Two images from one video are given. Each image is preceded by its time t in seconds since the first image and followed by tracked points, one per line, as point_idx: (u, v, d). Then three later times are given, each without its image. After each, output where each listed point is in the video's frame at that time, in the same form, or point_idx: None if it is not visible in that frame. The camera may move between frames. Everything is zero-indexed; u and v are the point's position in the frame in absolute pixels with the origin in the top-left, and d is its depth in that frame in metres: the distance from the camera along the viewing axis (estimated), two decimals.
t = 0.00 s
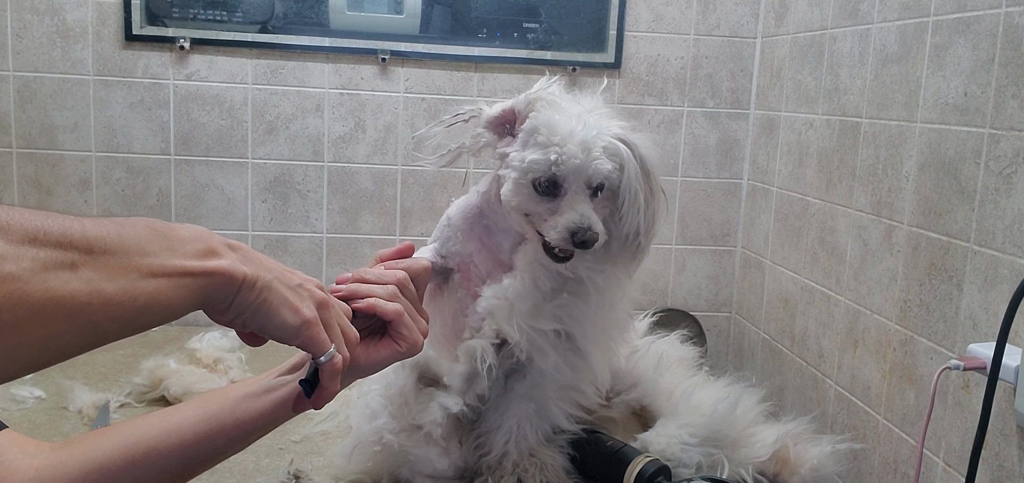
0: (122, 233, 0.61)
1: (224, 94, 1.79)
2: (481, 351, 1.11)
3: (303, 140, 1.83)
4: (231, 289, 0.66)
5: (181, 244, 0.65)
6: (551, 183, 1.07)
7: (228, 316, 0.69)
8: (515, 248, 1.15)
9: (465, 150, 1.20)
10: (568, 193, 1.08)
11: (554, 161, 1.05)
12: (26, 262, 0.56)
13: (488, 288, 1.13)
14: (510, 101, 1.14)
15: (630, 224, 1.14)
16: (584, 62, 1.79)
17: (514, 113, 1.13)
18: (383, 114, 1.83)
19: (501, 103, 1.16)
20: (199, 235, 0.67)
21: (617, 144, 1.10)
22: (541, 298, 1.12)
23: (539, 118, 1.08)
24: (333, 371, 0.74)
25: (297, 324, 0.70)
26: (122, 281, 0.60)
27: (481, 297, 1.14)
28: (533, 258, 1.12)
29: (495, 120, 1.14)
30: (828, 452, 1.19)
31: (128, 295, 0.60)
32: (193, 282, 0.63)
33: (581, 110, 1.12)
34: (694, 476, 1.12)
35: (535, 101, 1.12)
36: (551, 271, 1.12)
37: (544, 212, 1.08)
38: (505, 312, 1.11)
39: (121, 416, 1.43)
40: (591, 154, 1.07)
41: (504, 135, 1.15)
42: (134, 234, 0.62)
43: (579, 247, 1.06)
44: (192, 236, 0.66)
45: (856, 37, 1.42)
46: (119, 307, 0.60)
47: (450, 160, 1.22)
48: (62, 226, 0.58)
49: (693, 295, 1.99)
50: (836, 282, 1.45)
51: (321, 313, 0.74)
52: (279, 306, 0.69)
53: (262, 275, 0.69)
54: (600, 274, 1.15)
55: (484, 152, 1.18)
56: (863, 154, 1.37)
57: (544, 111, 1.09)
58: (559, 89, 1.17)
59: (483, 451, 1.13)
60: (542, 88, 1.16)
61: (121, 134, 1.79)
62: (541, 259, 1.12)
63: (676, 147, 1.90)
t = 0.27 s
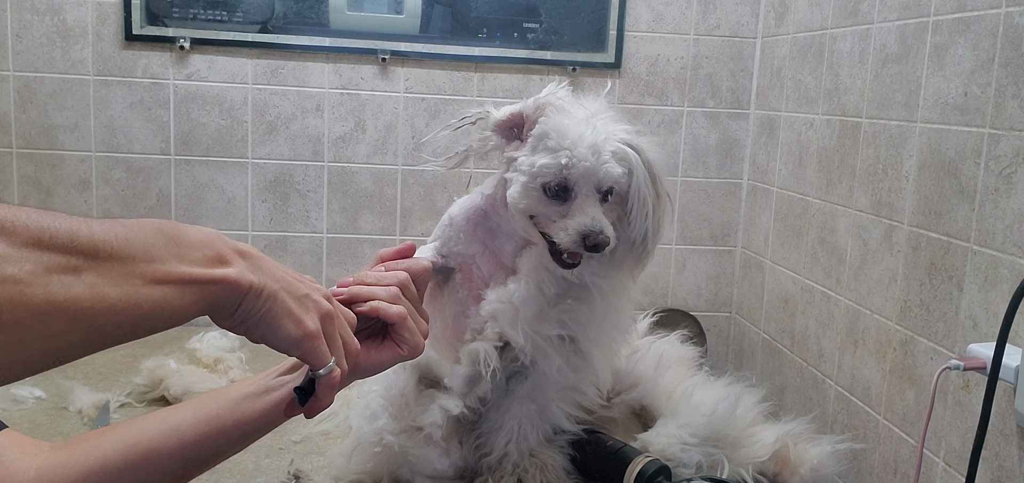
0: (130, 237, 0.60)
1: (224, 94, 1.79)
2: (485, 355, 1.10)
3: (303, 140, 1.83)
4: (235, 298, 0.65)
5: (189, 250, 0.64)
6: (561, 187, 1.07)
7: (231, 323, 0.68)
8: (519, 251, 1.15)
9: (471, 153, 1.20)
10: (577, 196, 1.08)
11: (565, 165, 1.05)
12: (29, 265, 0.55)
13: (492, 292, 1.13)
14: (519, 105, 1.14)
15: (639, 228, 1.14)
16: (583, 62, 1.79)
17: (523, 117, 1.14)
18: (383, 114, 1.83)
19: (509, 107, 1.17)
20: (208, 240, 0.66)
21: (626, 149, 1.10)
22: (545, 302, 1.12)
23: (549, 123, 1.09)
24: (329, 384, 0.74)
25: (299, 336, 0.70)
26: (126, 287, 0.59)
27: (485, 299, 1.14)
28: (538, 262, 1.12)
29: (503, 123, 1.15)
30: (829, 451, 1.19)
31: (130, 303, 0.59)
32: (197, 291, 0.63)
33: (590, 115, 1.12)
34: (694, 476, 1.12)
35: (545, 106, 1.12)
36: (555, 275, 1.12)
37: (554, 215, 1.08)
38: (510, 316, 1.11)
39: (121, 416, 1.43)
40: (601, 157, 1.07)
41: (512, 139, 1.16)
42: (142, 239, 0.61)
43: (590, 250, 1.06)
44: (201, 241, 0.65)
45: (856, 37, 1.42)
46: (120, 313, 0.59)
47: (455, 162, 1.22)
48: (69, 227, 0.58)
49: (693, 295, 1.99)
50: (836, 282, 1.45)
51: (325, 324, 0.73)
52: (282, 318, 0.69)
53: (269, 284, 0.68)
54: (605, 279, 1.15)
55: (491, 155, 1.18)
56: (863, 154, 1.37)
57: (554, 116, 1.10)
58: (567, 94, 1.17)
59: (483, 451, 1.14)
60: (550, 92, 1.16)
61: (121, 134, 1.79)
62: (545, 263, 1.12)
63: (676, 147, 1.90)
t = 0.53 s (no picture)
0: (123, 249, 0.60)
1: (224, 94, 1.79)
2: (486, 354, 1.10)
3: (303, 140, 1.83)
4: (229, 309, 0.65)
5: (182, 262, 0.63)
6: (562, 191, 1.07)
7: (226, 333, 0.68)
8: (520, 252, 1.15)
9: (473, 154, 1.20)
10: (578, 200, 1.08)
11: (566, 169, 1.05)
12: (23, 276, 0.55)
13: (494, 292, 1.13)
14: (520, 107, 1.14)
15: (639, 231, 1.15)
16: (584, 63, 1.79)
17: (525, 119, 1.13)
18: (383, 114, 1.83)
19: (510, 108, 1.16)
20: (201, 251, 0.65)
21: (626, 152, 1.10)
22: (546, 303, 1.12)
23: (550, 126, 1.08)
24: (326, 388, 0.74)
25: (295, 343, 0.69)
26: (119, 299, 0.59)
27: (486, 300, 1.14)
28: (540, 264, 1.12)
29: (504, 124, 1.15)
30: (829, 451, 1.19)
31: (124, 315, 0.59)
32: (190, 303, 0.62)
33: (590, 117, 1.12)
34: (694, 476, 1.13)
35: (546, 108, 1.12)
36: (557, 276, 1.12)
37: (554, 219, 1.08)
38: (512, 316, 1.11)
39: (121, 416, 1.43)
40: (602, 161, 1.07)
41: (514, 140, 1.16)
42: (136, 250, 0.61)
43: (591, 254, 1.06)
44: (194, 253, 0.65)
45: (856, 37, 1.42)
46: (114, 324, 0.58)
47: (457, 163, 1.22)
48: (63, 238, 0.57)
49: (693, 295, 1.99)
50: (836, 282, 1.45)
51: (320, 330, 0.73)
52: (276, 327, 0.68)
53: (262, 294, 0.67)
54: (606, 281, 1.15)
55: (494, 155, 1.18)
56: (863, 154, 1.37)
57: (555, 119, 1.09)
58: (568, 95, 1.17)
59: (483, 451, 1.13)
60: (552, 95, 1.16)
61: (121, 134, 1.79)
62: (546, 264, 1.12)
63: (676, 147, 1.90)
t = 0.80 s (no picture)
0: (119, 262, 0.61)
1: (224, 94, 1.79)
2: (485, 353, 1.10)
3: (303, 140, 1.83)
4: (224, 322, 0.67)
5: (177, 276, 0.65)
6: (558, 189, 1.07)
7: (224, 347, 0.69)
8: (519, 251, 1.15)
9: (473, 154, 1.20)
10: (575, 198, 1.08)
11: (562, 166, 1.05)
12: (22, 288, 0.55)
13: (492, 291, 1.13)
14: (517, 107, 1.14)
15: (638, 228, 1.15)
16: (585, 65, 1.79)
17: (522, 118, 1.13)
18: (383, 114, 1.83)
19: (508, 107, 1.16)
20: (194, 265, 0.67)
21: (623, 149, 1.10)
22: (545, 302, 1.12)
23: (546, 125, 1.08)
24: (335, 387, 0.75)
25: (294, 348, 0.71)
26: (117, 312, 0.60)
27: (485, 299, 1.14)
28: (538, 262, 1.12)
29: (502, 124, 1.15)
30: (828, 451, 1.19)
31: (123, 328, 0.60)
32: (186, 316, 0.63)
33: (587, 115, 1.12)
34: (694, 476, 1.13)
35: (543, 107, 1.12)
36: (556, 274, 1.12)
37: (552, 217, 1.08)
38: (511, 315, 1.11)
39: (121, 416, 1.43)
40: (599, 158, 1.07)
41: (512, 140, 1.16)
42: (132, 264, 0.62)
43: (589, 252, 1.06)
44: (188, 267, 0.66)
45: (856, 37, 1.42)
46: (113, 337, 0.59)
47: (457, 163, 1.22)
48: (61, 251, 0.58)
49: (693, 295, 1.99)
50: (836, 282, 1.45)
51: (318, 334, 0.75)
52: (273, 335, 0.70)
53: (255, 305, 0.69)
54: (606, 280, 1.15)
55: (492, 155, 1.18)
56: (863, 154, 1.37)
57: (551, 118, 1.09)
58: (565, 94, 1.17)
59: (483, 451, 1.13)
60: (549, 94, 1.16)
61: (121, 134, 1.79)
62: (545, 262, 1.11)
63: (676, 147, 1.90)
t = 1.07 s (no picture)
0: (116, 270, 0.61)
1: (224, 94, 1.79)
2: (486, 352, 1.10)
3: (303, 140, 1.83)
4: (224, 328, 0.67)
5: (174, 285, 0.65)
6: (559, 189, 1.07)
7: (228, 355, 0.70)
8: (520, 251, 1.15)
9: (473, 154, 1.20)
10: (576, 198, 1.08)
11: (563, 166, 1.05)
12: (20, 295, 0.55)
13: (493, 290, 1.13)
14: (518, 107, 1.14)
15: (640, 228, 1.15)
16: (586, 64, 1.79)
17: (523, 118, 1.13)
18: (383, 114, 1.83)
19: (508, 107, 1.16)
20: (189, 274, 0.67)
21: (624, 149, 1.10)
22: (546, 301, 1.12)
23: (547, 125, 1.08)
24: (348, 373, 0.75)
25: (297, 347, 0.71)
26: (116, 318, 0.60)
27: (486, 298, 1.14)
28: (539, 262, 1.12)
29: (503, 124, 1.15)
30: (828, 451, 1.19)
31: (122, 334, 0.60)
32: (185, 322, 0.64)
33: (588, 115, 1.12)
34: (694, 476, 1.13)
35: (544, 107, 1.12)
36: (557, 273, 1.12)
37: (553, 217, 1.08)
38: (511, 315, 1.11)
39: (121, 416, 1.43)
40: (600, 158, 1.07)
41: (513, 140, 1.16)
42: (130, 270, 0.62)
43: (591, 251, 1.06)
44: (183, 276, 0.67)
45: (856, 37, 1.42)
46: (113, 343, 0.59)
47: (458, 164, 1.22)
48: (59, 257, 0.58)
49: (693, 295, 1.99)
50: (836, 282, 1.45)
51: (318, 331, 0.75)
52: (274, 337, 0.70)
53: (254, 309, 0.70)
54: (606, 279, 1.15)
55: (493, 155, 1.18)
56: (863, 154, 1.37)
57: (552, 118, 1.09)
58: (565, 94, 1.17)
59: (483, 451, 1.13)
60: (550, 93, 1.16)
61: (121, 134, 1.79)
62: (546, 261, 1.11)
63: (676, 147, 1.90)
